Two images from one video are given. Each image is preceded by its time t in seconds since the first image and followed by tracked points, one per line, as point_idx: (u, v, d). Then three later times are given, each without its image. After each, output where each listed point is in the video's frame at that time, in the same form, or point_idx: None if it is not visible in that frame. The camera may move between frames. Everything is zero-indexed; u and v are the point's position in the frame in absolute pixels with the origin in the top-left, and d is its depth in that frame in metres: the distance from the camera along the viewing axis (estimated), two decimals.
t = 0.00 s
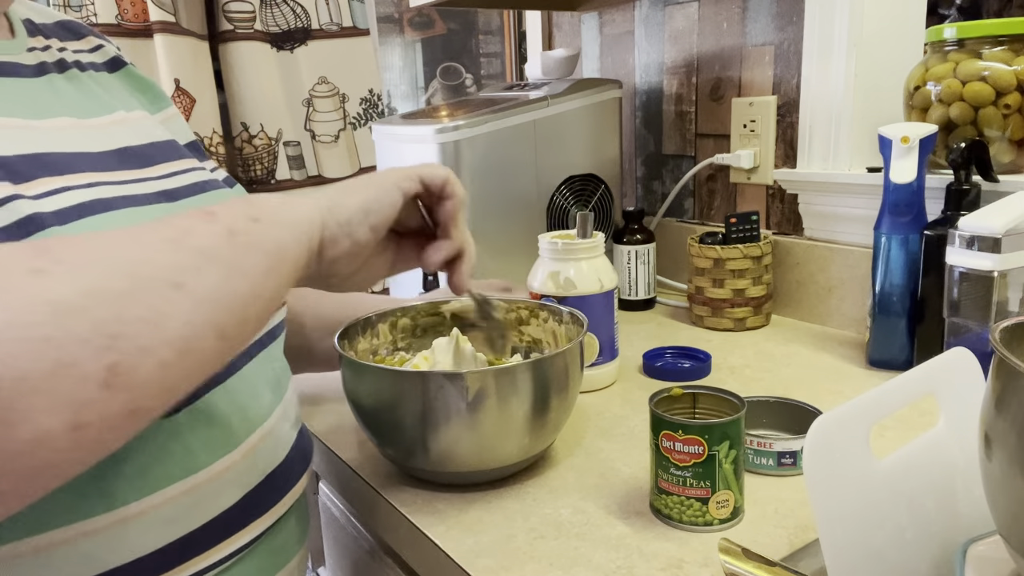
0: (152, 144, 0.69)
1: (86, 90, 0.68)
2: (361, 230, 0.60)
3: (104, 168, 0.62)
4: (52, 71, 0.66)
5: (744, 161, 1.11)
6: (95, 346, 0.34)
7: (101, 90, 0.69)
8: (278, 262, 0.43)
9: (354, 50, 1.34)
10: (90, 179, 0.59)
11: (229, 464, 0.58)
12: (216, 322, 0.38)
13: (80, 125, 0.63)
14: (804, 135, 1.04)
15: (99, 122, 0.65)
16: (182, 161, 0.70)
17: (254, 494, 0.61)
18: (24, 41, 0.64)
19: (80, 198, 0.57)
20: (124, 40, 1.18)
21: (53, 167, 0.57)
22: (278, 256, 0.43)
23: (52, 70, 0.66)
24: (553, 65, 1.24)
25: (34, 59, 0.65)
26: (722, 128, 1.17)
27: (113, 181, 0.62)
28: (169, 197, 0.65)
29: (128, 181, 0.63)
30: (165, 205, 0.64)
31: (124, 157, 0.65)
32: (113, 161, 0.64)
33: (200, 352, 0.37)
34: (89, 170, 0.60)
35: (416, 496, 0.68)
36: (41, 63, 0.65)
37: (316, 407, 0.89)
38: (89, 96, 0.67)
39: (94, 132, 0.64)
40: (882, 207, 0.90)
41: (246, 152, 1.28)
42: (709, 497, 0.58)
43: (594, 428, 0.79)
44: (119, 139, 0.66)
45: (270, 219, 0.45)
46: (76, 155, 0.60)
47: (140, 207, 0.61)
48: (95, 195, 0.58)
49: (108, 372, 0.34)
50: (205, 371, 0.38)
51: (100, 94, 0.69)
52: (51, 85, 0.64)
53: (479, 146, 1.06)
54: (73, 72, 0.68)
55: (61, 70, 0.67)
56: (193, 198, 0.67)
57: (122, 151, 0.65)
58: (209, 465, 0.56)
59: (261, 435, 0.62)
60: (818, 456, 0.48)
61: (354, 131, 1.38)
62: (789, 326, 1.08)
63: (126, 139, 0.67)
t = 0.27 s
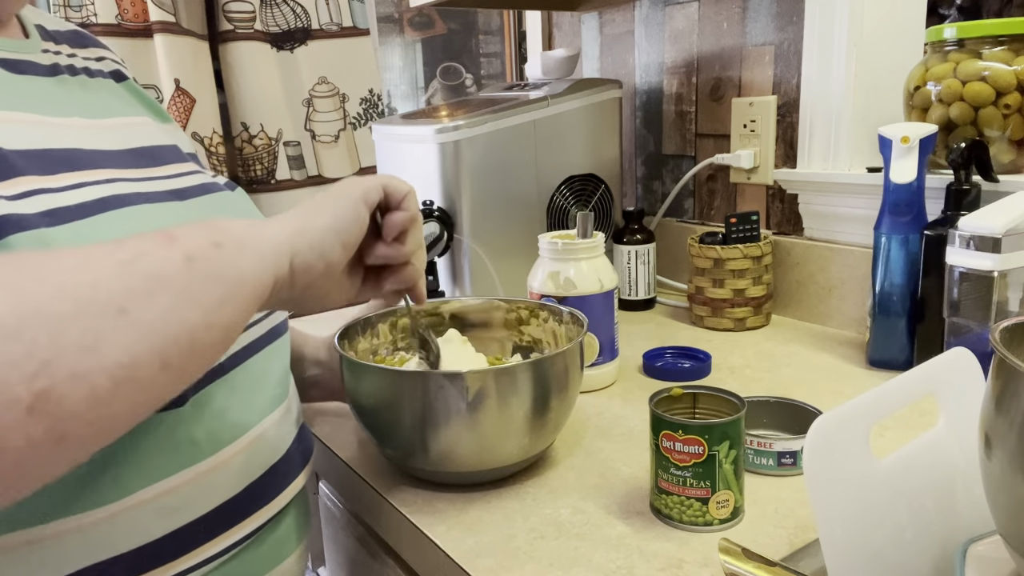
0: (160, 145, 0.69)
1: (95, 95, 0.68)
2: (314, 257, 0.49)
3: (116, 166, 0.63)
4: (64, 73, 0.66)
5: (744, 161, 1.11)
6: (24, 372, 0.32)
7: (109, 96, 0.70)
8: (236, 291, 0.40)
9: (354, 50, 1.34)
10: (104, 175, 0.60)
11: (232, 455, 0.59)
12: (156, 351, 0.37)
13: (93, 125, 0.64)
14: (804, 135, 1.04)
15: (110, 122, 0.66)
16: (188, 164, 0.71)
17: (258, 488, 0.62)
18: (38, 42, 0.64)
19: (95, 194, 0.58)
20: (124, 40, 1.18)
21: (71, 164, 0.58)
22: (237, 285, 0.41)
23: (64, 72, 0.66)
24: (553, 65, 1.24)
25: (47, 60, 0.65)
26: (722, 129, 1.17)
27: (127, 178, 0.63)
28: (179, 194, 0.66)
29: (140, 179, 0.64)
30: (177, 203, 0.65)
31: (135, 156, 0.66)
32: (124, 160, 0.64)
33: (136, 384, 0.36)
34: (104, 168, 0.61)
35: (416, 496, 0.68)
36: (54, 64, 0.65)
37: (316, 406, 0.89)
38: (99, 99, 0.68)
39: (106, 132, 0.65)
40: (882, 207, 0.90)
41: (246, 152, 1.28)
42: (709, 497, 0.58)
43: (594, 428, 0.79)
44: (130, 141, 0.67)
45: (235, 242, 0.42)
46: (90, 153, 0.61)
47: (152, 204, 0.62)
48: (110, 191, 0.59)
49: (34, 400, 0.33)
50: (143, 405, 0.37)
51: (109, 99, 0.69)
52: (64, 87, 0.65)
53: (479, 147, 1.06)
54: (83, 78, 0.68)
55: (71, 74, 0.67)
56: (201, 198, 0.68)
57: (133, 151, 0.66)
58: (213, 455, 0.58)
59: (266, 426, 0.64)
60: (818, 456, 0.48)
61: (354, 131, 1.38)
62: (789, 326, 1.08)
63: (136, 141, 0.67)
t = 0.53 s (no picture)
0: (171, 147, 0.69)
1: (107, 94, 0.68)
2: (242, 389, 0.46)
3: (127, 168, 0.63)
4: (76, 74, 0.66)
5: (744, 161, 1.11)
6: None
7: (121, 97, 0.69)
8: (151, 436, 0.43)
9: (353, 50, 1.34)
10: (114, 178, 0.60)
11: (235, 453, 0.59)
12: (72, 495, 0.41)
13: (106, 127, 0.64)
14: (804, 136, 1.04)
15: (123, 123, 0.66)
16: (201, 165, 0.71)
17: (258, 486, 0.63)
18: (49, 44, 0.65)
19: (103, 197, 0.58)
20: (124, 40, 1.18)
21: (80, 167, 0.58)
22: (146, 433, 0.43)
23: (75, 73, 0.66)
24: (553, 65, 1.24)
25: (59, 61, 0.65)
26: (722, 129, 1.18)
27: (136, 180, 0.62)
28: (191, 196, 0.66)
29: (149, 181, 0.63)
30: (188, 205, 0.64)
31: (146, 158, 0.66)
32: (135, 161, 0.64)
33: (43, 520, 0.41)
34: (113, 170, 0.61)
35: (416, 496, 0.68)
36: (66, 65, 0.65)
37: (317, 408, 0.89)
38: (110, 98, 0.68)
39: (118, 132, 0.65)
40: (882, 207, 0.90)
41: (246, 152, 1.28)
42: (710, 497, 0.58)
43: (594, 428, 0.79)
44: (138, 143, 0.66)
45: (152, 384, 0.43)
46: (100, 155, 0.61)
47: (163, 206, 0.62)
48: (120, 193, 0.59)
49: None
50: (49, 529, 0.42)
51: (121, 99, 0.69)
52: (76, 87, 0.65)
53: (479, 147, 1.06)
54: (94, 79, 0.68)
55: (82, 75, 0.67)
56: (213, 200, 0.68)
57: (144, 152, 0.66)
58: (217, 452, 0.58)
59: (271, 427, 0.64)
60: (818, 456, 0.48)
61: (354, 131, 1.38)
62: (789, 326, 1.08)
63: (147, 142, 0.67)
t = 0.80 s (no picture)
0: (170, 149, 0.69)
1: (111, 92, 0.68)
2: (141, 449, 0.45)
3: (116, 177, 0.62)
4: (78, 72, 0.66)
5: (744, 161, 1.11)
6: None
7: (126, 94, 0.69)
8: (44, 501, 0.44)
9: (353, 50, 1.34)
10: (100, 189, 0.60)
11: (227, 465, 0.60)
12: None
13: (103, 131, 0.64)
14: (804, 136, 1.04)
15: (120, 125, 0.66)
16: (201, 166, 0.71)
17: (255, 491, 0.63)
18: (51, 42, 0.65)
19: (86, 210, 0.57)
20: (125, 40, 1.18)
21: (65, 180, 0.58)
22: (45, 493, 0.44)
23: (78, 71, 0.66)
24: (553, 65, 1.24)
25: (60, 60, 0.65)
26: (722, 129, 1.17)
27: (127, 189, 0.62)
28: (184, 203, 0.66)
29: (140, 189, 0.63)
30: (178, 213, 0.64)
31: (140, 163, 0.65)
32: (127, 168, 0.64)
33: None
34: (102, 179, 0.61)
35: (416, 496, 0.68)
36: (68, 63, 0.65)
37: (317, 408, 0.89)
38: (113, 96, 0.68)
39: (113, 136, 0.64)
40: (882, 207, 0.90)
41: (246, 152, 1.28)
42: (709, 497, 0.58)
43: (594, 428, 0.79)
44: (133, 146, 0.66)
45: (47, 439, 0.43)
46: (89, 165, 0.60)
47: (150, 217, 0.61)
48: (105, 206, 0.59)
49: None
50: None
51: (126, 97, 0.69)
52: (76, 87, 0.65)
53: (479, 146, 1.06)
54: (98, 76, 0.68)
55: (87, 73, 0.67)
56: (207, 206, 0.67)
57: (139, 156, 0.66)
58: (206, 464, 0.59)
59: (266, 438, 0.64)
60: (818, 456, 0.48)
61: (354, 131, 1.38)
62: (788, 326, 1.08)
63: (145, 144, 0.67)
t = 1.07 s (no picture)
0: (172, 150, 0.69)
1: (117, 91, 0.68)
2: (128, 466, 0.45)
3: (114, 183, 0.62)
4: (83, 71, 0.66)
5: (744, 161, 1.11)
6: None
7: (133, 92, 0.69)
8: (33, 516, 0.44)
9: (353, 50, 1.34)
10: (96, 196, 0.60)
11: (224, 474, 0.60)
12: None
13: (104, 134, 0.64)
14: (804, 136, 1.04)
15: (122, 126, 0.66)
16: (203, 167, 0.70)
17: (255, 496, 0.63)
18: (56, 41, 0.65)
19: (79, 218, 0.57)
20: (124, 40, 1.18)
21: (62, 187, 0.58)
22: (32, 511, 0.44)
23: (84, 69, 0.66)
24: (553, 65, 1.24)
25: (65, 59, 0.65)
26: (722, 129, 1.17)
27: (126, 194, 0.62)
28: (182, 208, 0.65)
29: (136, 195, 0.63)
30: (175, 219, 0.64)
31: (140, 166, 0.65)
32: (125, 172, 0.64)
33: None
34: (100, 185, 0.61)
35: (416, 496, 0.68)
36: (73, 62, 0.65)
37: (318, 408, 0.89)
38: (119, 95, 0.68)
39: (113, 139, 0.64)
40: (882, 207, 0.90)
41: (246, 152, 1.28)
42: (709, 497, 0.58)
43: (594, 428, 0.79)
44: (133, 149, 0.65)
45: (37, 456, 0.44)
46: (85, 170, 0.60)
47: (146, 224, 0.61)
48: (100, 213, 0.59)
49: None
50: None
51: (132, 97, 0.69)
52: (79, 88, 0.65)
53: (479, 146, 1.06)
54: (105, 73, 0.68)
55: (93, 71, 0.68)
56: (206, 210, 0.67)
57: (139, 159, 0.65)
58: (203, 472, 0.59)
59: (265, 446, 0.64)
60: (818, 456, 0.48)
61: (354, 131, 1.38)
62: (788, 326, 1.08)
63: (146, 146, 0.67)
